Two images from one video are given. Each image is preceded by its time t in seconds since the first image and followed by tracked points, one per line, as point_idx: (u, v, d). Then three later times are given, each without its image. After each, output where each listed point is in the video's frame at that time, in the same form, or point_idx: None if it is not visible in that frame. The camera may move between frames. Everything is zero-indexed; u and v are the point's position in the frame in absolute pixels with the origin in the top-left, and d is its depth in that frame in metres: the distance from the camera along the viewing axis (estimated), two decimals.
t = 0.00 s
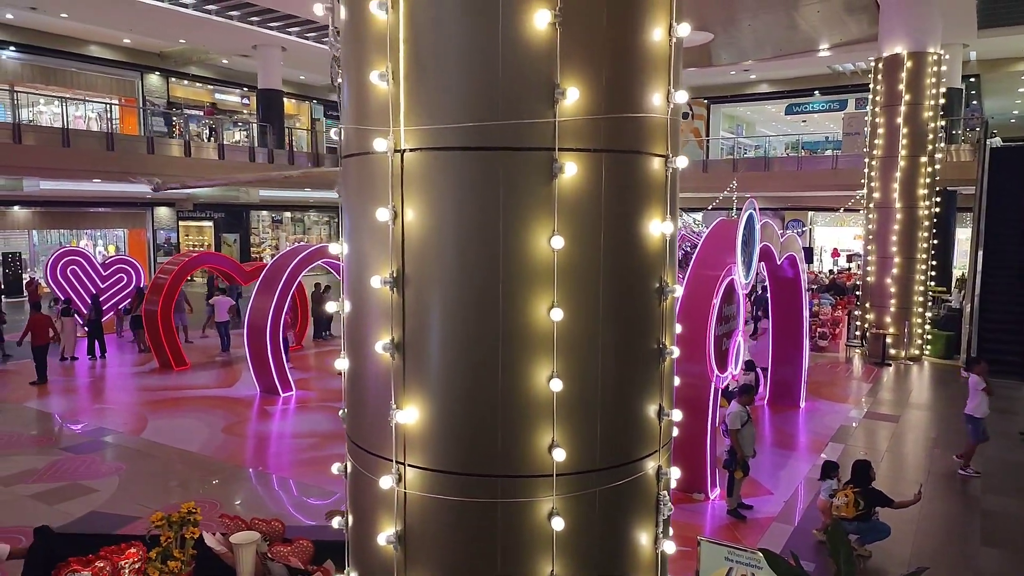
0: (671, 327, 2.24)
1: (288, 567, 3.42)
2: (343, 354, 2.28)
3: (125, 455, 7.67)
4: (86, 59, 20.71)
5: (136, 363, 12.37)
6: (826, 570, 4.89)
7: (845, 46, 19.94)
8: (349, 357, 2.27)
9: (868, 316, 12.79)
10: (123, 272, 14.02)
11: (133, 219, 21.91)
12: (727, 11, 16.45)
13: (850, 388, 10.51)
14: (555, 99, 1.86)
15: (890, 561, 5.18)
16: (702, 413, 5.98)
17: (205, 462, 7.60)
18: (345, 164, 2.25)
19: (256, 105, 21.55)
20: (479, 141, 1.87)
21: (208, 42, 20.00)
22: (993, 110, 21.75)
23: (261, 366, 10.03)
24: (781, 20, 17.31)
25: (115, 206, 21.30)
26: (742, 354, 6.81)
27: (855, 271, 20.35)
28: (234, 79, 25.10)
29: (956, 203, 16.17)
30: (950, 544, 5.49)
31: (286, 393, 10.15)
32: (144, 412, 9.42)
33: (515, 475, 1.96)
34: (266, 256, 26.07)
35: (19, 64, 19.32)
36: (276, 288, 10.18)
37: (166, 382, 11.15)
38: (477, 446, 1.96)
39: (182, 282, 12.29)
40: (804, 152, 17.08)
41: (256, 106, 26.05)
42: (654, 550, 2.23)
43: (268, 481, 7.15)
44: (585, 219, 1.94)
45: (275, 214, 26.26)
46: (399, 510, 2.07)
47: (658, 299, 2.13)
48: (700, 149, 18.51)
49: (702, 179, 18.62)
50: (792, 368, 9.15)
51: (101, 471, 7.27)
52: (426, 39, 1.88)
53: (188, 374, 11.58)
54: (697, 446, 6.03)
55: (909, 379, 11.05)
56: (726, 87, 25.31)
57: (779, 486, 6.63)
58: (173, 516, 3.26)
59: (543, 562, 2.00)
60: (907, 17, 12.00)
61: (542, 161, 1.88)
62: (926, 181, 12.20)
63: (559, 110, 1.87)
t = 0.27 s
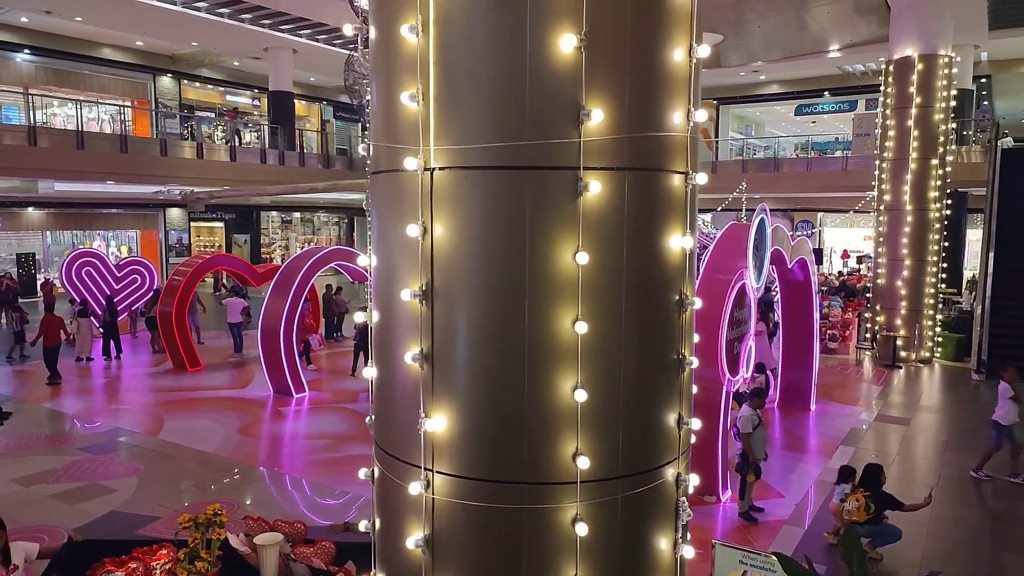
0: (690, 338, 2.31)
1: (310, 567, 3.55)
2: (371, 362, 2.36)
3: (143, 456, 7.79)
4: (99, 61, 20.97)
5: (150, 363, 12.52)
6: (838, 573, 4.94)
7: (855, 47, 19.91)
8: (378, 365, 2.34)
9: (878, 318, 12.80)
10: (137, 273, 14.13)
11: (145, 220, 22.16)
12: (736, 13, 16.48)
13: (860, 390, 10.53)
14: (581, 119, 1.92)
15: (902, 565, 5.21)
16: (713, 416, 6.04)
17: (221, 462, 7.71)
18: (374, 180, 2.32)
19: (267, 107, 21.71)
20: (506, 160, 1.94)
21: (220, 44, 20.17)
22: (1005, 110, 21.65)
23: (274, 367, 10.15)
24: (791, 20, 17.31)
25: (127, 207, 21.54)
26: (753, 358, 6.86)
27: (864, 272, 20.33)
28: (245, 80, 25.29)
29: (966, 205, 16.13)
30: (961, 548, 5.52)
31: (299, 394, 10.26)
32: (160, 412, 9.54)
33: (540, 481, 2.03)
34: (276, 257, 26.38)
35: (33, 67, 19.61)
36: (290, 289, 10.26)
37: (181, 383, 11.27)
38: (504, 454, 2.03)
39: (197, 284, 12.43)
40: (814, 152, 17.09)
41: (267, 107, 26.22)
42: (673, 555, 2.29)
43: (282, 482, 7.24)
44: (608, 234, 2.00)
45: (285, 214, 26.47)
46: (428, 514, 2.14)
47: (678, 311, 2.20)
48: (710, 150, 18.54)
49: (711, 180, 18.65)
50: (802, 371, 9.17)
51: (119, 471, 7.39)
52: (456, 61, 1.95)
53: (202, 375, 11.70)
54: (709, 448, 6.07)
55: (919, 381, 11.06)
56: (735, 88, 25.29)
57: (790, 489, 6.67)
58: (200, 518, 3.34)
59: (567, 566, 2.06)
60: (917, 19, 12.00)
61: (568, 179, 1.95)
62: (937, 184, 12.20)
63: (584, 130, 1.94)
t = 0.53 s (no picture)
0: (709, 349, 2.37)
1: (332, 569, 3.63)
2: (398, 371, 2.43)
3: (161, 457, 7.91)
4: (112, 64, 21.23)
5: (165, 365, 12.66)
6: None
7: (866, 48, 19.87)
8: (404, 374, 2.41)
9: (888, 321, 12.80)
10: (150, 275, 14.13)
11: (157, 222, 22.41)
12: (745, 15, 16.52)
13: (870, 393, 10.54)
14: (604, 138, 1.99)
15: (912, 569, 5.24)
16: (725, 420, 6.09)
17: (236, 464, 7.81)
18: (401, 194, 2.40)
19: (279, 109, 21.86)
20: (532, 178, 2.00)
21: (231, 47, 20.34)
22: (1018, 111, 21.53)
23: (287, 369, 10.25)
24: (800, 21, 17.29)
25: (140, 209, 21.78)
26: (765, 362, 6.92)
27: (874, 274, 20.30)
28: (256, 83, 25.48)
29: (978, 206, 16.08)
30: (972, 552, 5.55)
31: (312, 395, 10.36)
32: (175, 414, 9.67)
33: (563, 489, 2.10)
34: (285, 258, 26.63)
35: (47, 70, 19.90)
36: (303, 292, 10.34)
37: (195, 384, 11.39)
38: (529, 461, 2.10)
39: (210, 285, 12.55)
40: (824, 154, 17.15)
41: (278, 110, 26.43)
42: (691, 560, 2.35)
43: (298, 484, 7.34)
44: (630, 249, 2.07)
45: (295, 216, 26.68)
46: (453, 520, 2.21)
47: (697, 322, 2.26)
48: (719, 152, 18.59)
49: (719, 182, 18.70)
50: (811, 374, 9.20)
51: (136, 471, 7.51)
52: (484, 82, 2.02)
53: (216, 376, 11.83)
54: (721, 452, 6.13)
55: (930, 384, 11.07)
56: (745, 89, 25.28)
57: (801, 492, 6.71)
58: (225, 521, 3.42)
59: (589, 571, 2.13)
60: (928, 22, 12.00)
61: (591, 197, 2.01)
62: (948, 187, 12.18)
63: (608, 149, 2.00)
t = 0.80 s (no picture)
0: (725, 360, 2.43)
1: (351, 571, 3.73)
2: (422, 380, 2.50)
3: (176, 458, 8.02)
4: (124, 67, 21.48)
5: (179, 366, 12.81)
6: None
7: (875, 50, 19.84)
8: (428, 383, 2.49)
9: (897, 324, 12.80)
10: (163, 277, 14.32)
11: (169, 224, 22.65)
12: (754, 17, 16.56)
13: (880, 396, 10.56)
14: (624, 157, 2.06)
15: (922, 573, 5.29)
16: (735, 423, 6.14)
17: (251, 465, 7.91)
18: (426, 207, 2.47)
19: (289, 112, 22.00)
20: (554, 196, 2.07)
21: (242, 50, 20.50)
22: None
23: (300, 371, 10.36)
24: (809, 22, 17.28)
25: (152, 211, 22.02)
26: (775, 366, 6.97)
27: (884, 276, 20.28)
28: (266, 85, 25.68)
29: (988, 208, 16.04)
30: (983, 557, 5.57)
31: (324, 397, 10.46)
32: (189, 415, 9.79)
33: (584, 496, 2.16)
34: (295, 259, 26.86)
35: (61, 73, 20.20)
36: (316, 294, 10.44)
37: (208, 385, 11.51)
38: (551, 470, 2.16)
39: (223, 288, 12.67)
40: (833, 155, 17.28)
41: (287, 112, 26.63)
42: (708, 565, 2.42)
43: (312, 486, 7.43)
44: (650, 264, 2.13)
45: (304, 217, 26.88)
46: (477, 526, 2.28)
47: (714, 334, 2.32)
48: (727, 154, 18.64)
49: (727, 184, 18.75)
50: (821, 378, 9.25)
51: (153, 472, 7.63)
52: (509, 104, 2.09)
53: (228, 378, 11.95)
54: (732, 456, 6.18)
55: (939, 388, 11.09)
56: (753, 91, 25.28)
57: (811, 495, 6.76)
58: (249, 523, 3.53)
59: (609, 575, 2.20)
60: (937, 25, 12.00)
61: (612, 214, 2.08)
62: (958, 191, 12.18)
63: (628, 167, 2.07)
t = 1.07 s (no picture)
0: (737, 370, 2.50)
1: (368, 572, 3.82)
2: (442, 388, 2.58)
3: (189, 459, 8.12)
4: (133, 70, 21.63)
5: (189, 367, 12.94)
6: None
7: (881, 52, 19.84)
8: (448, 392, 2.56)
9: (903, 326, 12.82)
10: (172, 278, 14.33)
11: (177, 224, 22.82)
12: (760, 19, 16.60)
13: (886, 399, 10.59)
14: (642, 175, 2.12)
15: None
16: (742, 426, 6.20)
17: (263, 467, 8.00)
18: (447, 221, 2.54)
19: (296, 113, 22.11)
20: (573, 213, 2.14)
21: (250, 52, 20.63)
22: None
23: (309, 373, 10.45)
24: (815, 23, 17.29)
25: (160, 212, 22.19)
26: (782, 369, 7.03)
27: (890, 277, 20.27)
28: (273, 87, 25.81)
29: (995, 210, 16.03)
30: (989, 559, 5.61)
31: (333, 398, 10.55)
32: (200, 416, 9.89)
33: (602, 502, 2.23)
34: (301, 260, 27.02)
35: (70, 76, 20.38)
36: (325, 297, 10.53)
37: (217, 387, 11.61)
38: (569, 477, 2.23)
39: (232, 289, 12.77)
40: (839, 157, 17.32)
41: (294, 113, 26.77)
42: (720, 570, 2.48)
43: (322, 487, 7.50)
44: (665, 278, 2.20)
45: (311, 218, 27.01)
46: (496, 531, 2.35)
47: (727, 345, 2.39)
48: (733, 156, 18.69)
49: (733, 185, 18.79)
50: (828, 380, 9.31)
51: (166, 473, 7.73)
52: (528, 124, 2.16)
53: (237, 379, 12.06)
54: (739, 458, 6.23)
55: (945, 390, 11.12)
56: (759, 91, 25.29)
57: (818, 498, 6.81)
58: (267, 526, 3.64)
59: None
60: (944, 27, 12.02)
61: (630, 230, 2.15)
62: (964, 193, 12.20)
63: (645, 185, 2.13)
